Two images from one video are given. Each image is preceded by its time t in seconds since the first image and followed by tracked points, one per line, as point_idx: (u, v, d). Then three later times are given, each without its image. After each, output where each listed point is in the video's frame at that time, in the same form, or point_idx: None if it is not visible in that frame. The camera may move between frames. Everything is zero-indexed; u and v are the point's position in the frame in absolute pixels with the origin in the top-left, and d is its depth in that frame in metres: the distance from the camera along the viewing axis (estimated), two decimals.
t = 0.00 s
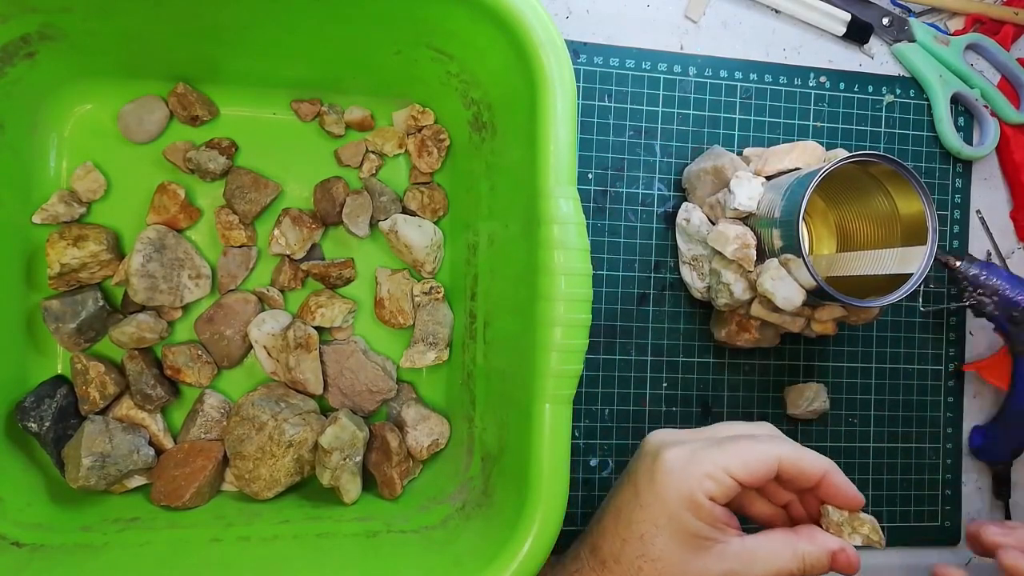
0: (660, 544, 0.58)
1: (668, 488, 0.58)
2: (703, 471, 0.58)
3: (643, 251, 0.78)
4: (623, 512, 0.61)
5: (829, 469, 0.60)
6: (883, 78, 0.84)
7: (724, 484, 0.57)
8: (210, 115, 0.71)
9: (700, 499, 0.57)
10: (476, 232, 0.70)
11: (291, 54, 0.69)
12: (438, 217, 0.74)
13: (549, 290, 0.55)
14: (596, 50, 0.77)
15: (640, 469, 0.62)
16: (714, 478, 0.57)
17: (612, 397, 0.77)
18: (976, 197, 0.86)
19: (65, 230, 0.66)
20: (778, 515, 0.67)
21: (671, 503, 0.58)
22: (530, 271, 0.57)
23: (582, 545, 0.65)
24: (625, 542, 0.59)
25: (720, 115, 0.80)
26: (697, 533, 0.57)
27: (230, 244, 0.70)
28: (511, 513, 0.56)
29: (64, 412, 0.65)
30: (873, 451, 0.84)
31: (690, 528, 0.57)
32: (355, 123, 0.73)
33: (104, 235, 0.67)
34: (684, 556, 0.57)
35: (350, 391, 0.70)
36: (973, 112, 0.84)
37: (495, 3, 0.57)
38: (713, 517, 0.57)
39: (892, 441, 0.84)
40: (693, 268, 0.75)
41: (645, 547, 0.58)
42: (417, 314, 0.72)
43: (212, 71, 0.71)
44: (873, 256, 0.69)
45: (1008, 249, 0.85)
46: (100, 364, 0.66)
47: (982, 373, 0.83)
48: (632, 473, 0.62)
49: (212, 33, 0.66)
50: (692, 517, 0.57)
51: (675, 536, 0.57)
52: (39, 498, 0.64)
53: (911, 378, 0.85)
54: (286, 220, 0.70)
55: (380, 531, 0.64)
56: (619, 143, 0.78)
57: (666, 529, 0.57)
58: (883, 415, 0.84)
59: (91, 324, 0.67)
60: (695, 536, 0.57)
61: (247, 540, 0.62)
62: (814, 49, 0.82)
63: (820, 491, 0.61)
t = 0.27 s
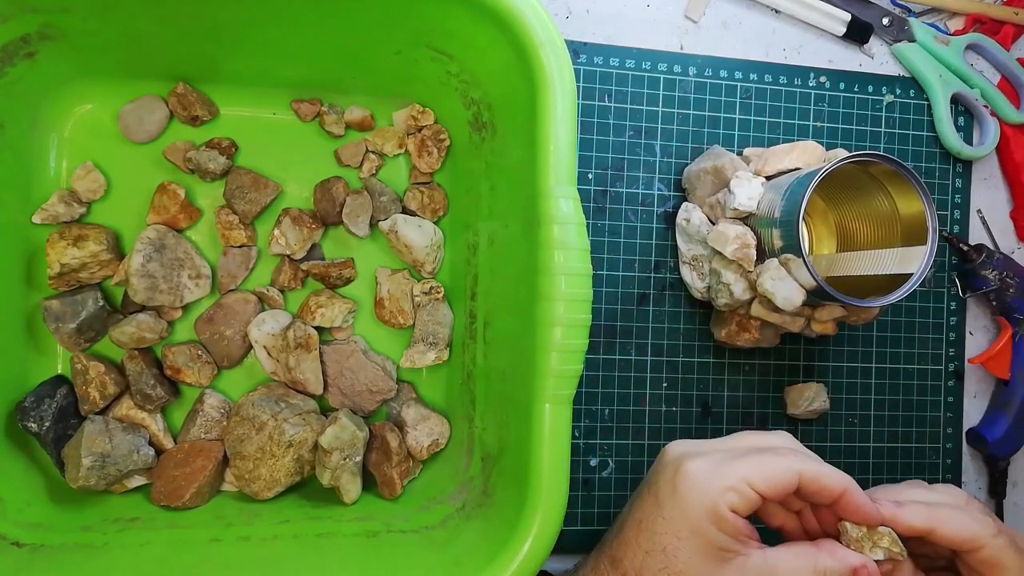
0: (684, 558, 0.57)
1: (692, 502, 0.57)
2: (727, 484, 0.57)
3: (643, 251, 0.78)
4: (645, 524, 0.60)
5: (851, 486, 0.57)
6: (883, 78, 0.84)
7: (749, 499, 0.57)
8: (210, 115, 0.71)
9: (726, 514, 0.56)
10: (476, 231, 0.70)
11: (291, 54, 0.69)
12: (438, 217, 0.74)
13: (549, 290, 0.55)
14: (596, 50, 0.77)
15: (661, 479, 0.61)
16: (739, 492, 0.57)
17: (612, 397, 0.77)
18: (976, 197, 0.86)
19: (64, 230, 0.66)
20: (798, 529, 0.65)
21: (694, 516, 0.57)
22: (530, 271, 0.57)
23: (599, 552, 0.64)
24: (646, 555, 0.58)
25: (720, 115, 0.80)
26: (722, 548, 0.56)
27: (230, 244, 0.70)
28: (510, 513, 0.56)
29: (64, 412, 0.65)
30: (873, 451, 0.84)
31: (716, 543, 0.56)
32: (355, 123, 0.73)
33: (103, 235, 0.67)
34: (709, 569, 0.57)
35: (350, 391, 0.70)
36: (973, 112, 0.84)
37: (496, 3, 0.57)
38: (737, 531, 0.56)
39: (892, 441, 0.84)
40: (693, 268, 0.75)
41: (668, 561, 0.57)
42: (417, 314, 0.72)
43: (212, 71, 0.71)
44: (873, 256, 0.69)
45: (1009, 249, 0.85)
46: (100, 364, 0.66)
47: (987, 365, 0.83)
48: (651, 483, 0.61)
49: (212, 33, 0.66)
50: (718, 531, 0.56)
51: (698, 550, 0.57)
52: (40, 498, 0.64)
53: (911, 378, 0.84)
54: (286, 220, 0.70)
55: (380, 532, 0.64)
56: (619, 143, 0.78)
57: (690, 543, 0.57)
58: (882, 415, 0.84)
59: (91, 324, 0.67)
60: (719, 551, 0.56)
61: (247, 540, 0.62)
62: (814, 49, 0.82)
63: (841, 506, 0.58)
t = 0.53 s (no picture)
0: (657, 374, 0.62)
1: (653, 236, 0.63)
2: (693, 414, 0.63)
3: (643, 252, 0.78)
4: (609, 303, 0.65)
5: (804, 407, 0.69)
6: (884, 78, 0.84)
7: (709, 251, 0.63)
8: (209, 115, 0.71)
9: (696, 291, 0.62)
10: (475, 231, 0.70)
11: (292, 54, 0.69)
12: (438, 217, 0.74)
13: (549, 290, 0.55)
14: (597, 50, 0.77)
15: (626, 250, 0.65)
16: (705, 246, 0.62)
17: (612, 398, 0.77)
18: (976, 197, 0.86)
19: (64, 230, 0.66)
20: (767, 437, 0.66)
21: (659, 439, 0.63)
22: (530, 271, 0.57)
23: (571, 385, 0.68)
24: (611, 447, 0.64)
25: (720, 115, 0.80)
26: (688, 412, 0.63)
27: (230, 244, 0.70)
28: (510, 513, 0.56)
29: (64, 412, 0.65)
30: (873, 451, 0.84)
31: (682, 317, 0.61)
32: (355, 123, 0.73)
33: (103, 235, 0.67)
34: (678, 380, 0.62)
35: (350, 391, 0.70)
36: (973, 112, 0.84)
37: (496, 3, 0.57)
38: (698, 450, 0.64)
39: (892, 441, 0.84)
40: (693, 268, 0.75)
41: (639, 423, 0.63)
42: (417, 314, 0.72)
43: (212, 71, 0.71)
44: (873, 257, 0.69)
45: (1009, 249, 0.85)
46: (100, 364, 0.66)
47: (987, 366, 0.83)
48: (598, 410, 0.65)
49: (212, 33, 0.66)
50: (686, 301, 0.61)
51: (653, 472, 0.64)
52: (40, 499, 0.64)
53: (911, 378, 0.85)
54: (286, 220, 0.70)
55: (381, 532, 0.64)
56: (619, 143, 0.78)
57: (648, 323, 0.63)
58: (882, 415, 0.84)
59: (91, 324, 0.67)
60: (688, 352, 0.62)
61: (247, 540, 0.62)
62: (814, 49, 0.82)
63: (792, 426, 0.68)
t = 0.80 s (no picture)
0: (691, 255, 0.67)
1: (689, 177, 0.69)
2: (711, 302, 0.68)
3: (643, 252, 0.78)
4: (643, 199, 0.72)
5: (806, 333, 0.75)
6: (884, 78, 0.84)
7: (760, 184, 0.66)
8: (209, 115, 0.71)
9: (747, 202, 0.66)
10: (475, 230, 0.70)
11: (291, 54, 0.69)
12: (438, 217, 0.74)
13: (549, 290, 0.54)
14: (597, 50, 0.77)
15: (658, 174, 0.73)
16: (760, 182, 0.66)
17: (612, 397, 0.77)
18: (975, 197, 0.86)
19: (64, 230, 0.66)
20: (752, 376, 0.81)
21: (678, 315, 0.68)
22: (530, 271, 0.57)
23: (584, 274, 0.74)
24: (625, 311, 0.69)
25: (720, 115, 0.80)
26: (710, 303, 0.68)
27: (230, 244, 0.70)
28: (511, 512, 0.56)
29: (65, 412, 0.65)
30: (873, 451, 0.84)
31: (730, 206, 0.66)
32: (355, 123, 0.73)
33: (103, 235, 0.67)
34: (710, 263, 0.66)
35: (350, 391, 0.70)
36: (973, 113, 0.84)
37: (496, 3, 0.57)
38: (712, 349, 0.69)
39: (891, 441, 0.84)
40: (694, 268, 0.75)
41: (663, 298, 0.68)
42: (417, 313, 0.72)
43: (213, 71, 0.71)
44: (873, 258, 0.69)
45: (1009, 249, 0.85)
46: (100, 363, 0.66)
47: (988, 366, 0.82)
48: (618, 296, 0.70)
49: (212, 33, 0.66)
50: (738, 198, 0.66)
51: (671, 352, 0.69)
52: (40, 499, 0.64)
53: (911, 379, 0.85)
54: (286, 220, 0.70)
55: (381, 532, 0.64)
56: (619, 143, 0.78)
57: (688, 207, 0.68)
58: (882, 415, 0.84)
59: (90, 325, 0.67)
60: (720, 233, 0.66)
61: (247, 540, 0.62)
62: (814, 49, 0.82)
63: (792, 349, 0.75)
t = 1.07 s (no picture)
0: (691, 243, 0.65)
1: (694, 167, 0.68)
2: (717, 291, 0.65)
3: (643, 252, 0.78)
4: (648, 192, 0.71)
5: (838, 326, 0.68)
6: (884, 78, 0.84)
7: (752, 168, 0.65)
8: (209, 115, 0.71)
9: (740, 181, 0.64)
10: (475, 230, 0.70)
11: (292, 54, 0.69)
12: (438, 217, 0.74)
13: (549, 290, 0.54)
14: (597, 50, 0.77)
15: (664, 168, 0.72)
16: (751, 164, 0.65)
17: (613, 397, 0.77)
18: (976, 197, 0.86)
19: (64, 229, 0.66)
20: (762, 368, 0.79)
21: (682, 307, 0.66)
22: (530, 271, 0.57)
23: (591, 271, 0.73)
24: (628, 303, 0.68)
25: (720, 115, 0.80)
26: (714, 291, 0.65)
27: (230, 244, 0.70)
28: (511, 512, 0.56)
29: (65, 412, 0.65)
30: (873, 451, 0.84)
31: (724, 187, 0.64)
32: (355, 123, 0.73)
33: (103, 235, 0.67)
34: (708, 247, 0.64)
35: (350, 391, 0.70)
36: (973, 113, 0.84)
37: (496, 4, 0.57)
38: (721, 348, 0.67)
39: (891, 441, 0.84)
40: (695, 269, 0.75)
41: (666, 289, 0.66)
42: (417, 313, 0.72)
43: (213, 71, 0.71)
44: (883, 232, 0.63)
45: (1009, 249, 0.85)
46: (100, 364, 0.66)
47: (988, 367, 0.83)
48: (624, 288, 0.69)
49: (212, 33, 0.66)
50: (729, 178, 0.64)
51: (676, 346, 0.67)
52: (39, 499, 0.64)
53: (911, 379, 0.84)
54: (286, 220, 0.70)
55: (381, 532, 0.64)
56: (619, 143, 0.78)
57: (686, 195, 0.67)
58: (882, 415, 0.84)
59: (90, 324, 0.67)
60: (722, 214, 0.64)
61: (247, 540, 0.62)
62: (814, 49, 0.82)
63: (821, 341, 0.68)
